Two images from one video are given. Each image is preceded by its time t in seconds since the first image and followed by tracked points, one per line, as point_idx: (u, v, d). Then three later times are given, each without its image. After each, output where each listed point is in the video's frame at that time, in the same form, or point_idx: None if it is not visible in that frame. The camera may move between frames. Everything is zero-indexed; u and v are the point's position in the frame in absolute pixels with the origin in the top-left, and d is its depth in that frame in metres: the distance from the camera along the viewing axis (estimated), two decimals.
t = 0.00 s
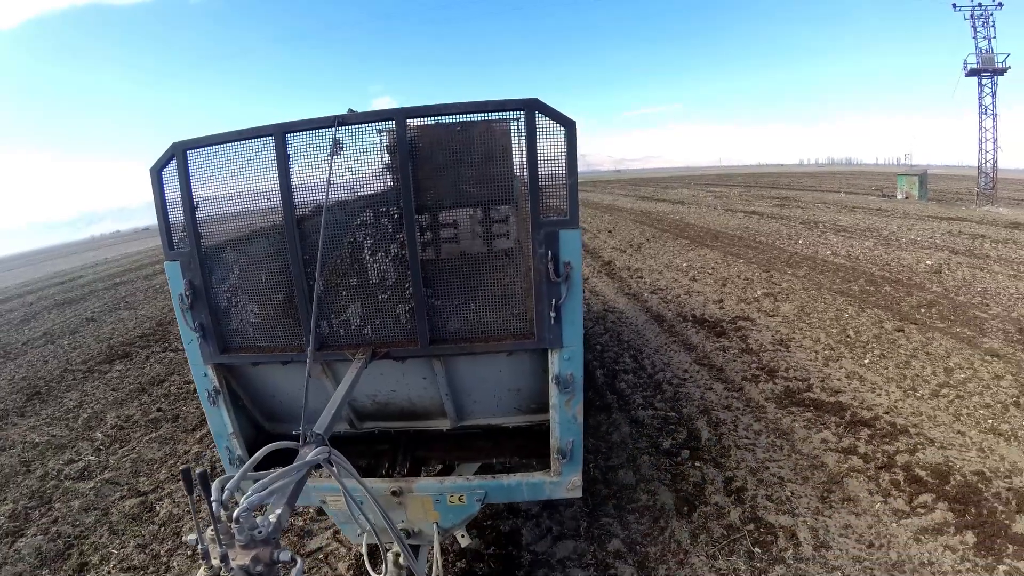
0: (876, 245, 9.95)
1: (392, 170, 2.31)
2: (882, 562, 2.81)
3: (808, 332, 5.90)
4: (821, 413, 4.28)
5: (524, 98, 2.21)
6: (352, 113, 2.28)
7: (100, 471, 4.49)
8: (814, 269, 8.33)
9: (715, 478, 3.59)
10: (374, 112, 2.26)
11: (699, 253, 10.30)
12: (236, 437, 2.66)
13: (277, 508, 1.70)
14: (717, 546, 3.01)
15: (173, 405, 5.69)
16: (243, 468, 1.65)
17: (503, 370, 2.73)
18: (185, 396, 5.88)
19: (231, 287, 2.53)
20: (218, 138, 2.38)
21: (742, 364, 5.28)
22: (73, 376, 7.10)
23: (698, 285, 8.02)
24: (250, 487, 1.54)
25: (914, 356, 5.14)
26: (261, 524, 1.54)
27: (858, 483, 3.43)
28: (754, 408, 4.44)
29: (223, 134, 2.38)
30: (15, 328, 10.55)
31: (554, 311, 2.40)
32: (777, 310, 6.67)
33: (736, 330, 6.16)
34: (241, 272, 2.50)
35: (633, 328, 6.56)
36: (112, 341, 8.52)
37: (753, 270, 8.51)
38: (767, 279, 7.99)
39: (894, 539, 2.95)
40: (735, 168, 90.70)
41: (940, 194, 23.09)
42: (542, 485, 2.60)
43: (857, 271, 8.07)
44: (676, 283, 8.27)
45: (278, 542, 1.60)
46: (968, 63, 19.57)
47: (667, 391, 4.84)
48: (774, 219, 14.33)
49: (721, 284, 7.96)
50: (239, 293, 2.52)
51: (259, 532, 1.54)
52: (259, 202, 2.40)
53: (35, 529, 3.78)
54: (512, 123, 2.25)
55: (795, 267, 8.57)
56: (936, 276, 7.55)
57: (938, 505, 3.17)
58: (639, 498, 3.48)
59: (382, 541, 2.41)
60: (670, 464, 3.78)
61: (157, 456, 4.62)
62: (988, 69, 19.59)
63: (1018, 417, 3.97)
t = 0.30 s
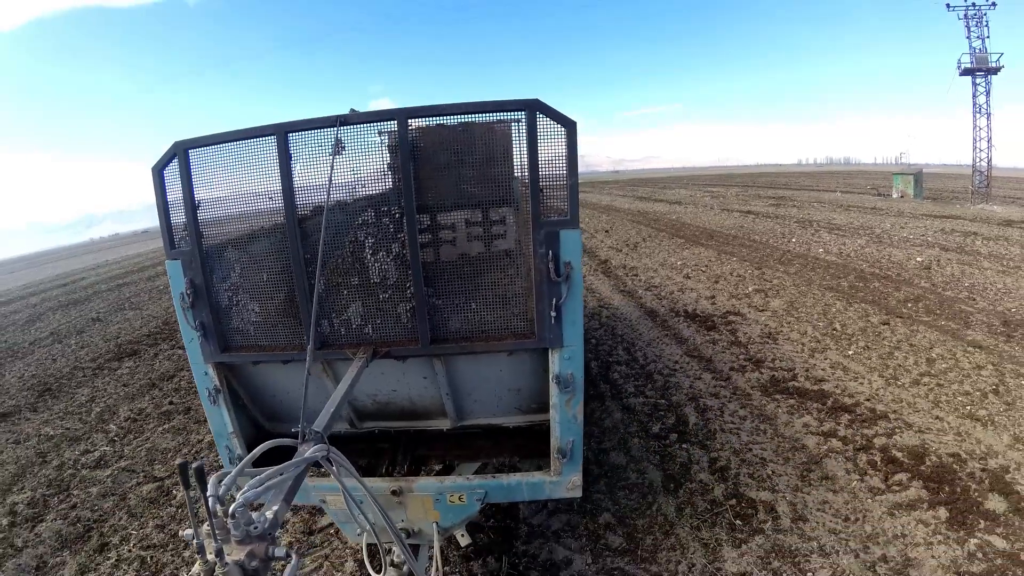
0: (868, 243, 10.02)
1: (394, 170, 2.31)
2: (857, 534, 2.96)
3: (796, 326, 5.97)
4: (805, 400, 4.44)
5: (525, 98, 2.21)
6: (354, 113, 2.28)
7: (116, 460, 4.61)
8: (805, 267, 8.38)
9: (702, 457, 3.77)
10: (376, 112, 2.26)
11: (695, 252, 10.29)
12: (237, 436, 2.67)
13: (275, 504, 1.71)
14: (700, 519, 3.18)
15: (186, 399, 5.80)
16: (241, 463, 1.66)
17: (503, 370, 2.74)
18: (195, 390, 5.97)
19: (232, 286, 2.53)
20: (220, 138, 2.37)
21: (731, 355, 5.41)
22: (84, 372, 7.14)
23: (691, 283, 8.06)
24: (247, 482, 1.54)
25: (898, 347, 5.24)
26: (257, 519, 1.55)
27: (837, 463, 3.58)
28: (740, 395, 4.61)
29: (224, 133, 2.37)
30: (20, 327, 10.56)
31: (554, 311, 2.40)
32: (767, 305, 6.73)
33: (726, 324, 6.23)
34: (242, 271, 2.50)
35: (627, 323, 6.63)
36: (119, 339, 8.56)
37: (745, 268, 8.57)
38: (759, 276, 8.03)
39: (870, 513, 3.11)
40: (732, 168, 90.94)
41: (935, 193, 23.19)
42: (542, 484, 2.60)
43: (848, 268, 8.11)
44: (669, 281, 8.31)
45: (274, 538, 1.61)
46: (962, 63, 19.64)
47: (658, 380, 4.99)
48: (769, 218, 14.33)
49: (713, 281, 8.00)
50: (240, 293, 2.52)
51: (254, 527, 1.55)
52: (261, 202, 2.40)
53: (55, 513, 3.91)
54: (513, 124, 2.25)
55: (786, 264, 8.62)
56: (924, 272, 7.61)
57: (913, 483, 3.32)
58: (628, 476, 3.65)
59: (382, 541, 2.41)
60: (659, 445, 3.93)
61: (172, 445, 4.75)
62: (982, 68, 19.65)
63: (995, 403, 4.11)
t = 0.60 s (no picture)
0: (861, 241, 10.07)
1: (390, 172, 2.33)
2: (835, 510, 3.10)
3: (785, 320, 6.02)
4: (790, 389, 4.51)
5: (519, 99, 2.23)
6: (350, 114, 2.29)
7: (132, 449, 4.74)
8: (798, 264, 8.43)
9: (689, 441, 3.91)
10: (371, 113, 2.27)
11: (690, 250, 10.35)
12: (235, 439, 2.67)
13: (279, 504, 1.71)
14: (687, 496, 3.35)
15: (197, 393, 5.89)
16: (245, 464, 1.66)
17: (501, 369, 2.75)
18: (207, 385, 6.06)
19: (230, 289, 2.54)
20: (217, 140, 2.39)
21: (721, 347, 5.47)
22: (94, 368, 7.17)
23: (685, 280, 8.10)
24: (252, 483, 1.54)
25: (882, 340, 5.28)
26: (264, 519, 1.54)
27: (818, 446, 3.71)
28: (728, 384, 4.70)
29: (221, 136, 2.39)
30: (26, 327, 10.60)
31: (551, 310, 2.42)
32: (758, 300, 6.77)
33: (717, 318, 6.29)
34: (240, 273, 2.50)
35: (622, 318, 6.68)
36: (129, 337, 8.56)
37: (738, 265, 8.62)
38: (751, 274, 8.07)
39: (847, 491, 3.23)
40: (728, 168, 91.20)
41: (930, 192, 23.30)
42: (540, 484, 2.62)
43: (839, 265, 8.14)
44: (663, 278, 8.35)
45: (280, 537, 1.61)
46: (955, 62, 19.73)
47: (650, 371, 5.10)
48: (764, 218, 14.38)
49: (707, 278, 8.04)
50: (238, 295, 2.53)
51: (261, 527, 1.55)
52: (258, 204, 2.42)
53: (74, 500, 4.03)
54: (509, 125, 2.27)
55: (779, 262, 8.67)
56: (914, 269, 7.65)
57: (889, 464, 3.44)
58: (620, 458, 3.83)
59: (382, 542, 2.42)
60: (649, 431, 4.09)
61: (185, 435, 4.89)
62: (976, 68, 19.77)
63: (975, 391, 4.17)
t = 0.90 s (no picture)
0: (855, 243, 10.13)
1: (388, 174, 2.35)
2: (815, 493, 3.17)
3: (774, 319, 6.05)
4: (778, 384, 4.54)
5: (516, 101, 2.25)
6: (349, 117, 2.31)
7: (145, 442, 4.78)
8: (791, 265, 8.49)
9: (678, 430, 3.98)
10: (370, 117, 2.29)
11: (686, 253, 10.41)
12: (235, 440, 2.68)
13: (282, 501, 1.72)
14: (675, 480, 3.44)
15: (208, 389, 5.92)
16: (248, 460, 1.67)
17: (499, 371, 2.77)
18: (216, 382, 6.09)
19: (230, 291, 2.55)
20: (217, 143, 2.41)
21: (712, 344, 5.50)
22: (103, 366, 7.19)
23: (680, 281, 8.14)
24: (257, 478, 1.55)
25: (869, 338, 5.31)
26: (268, 513, 1.55)
27: (801, 436, 3.76)
28: (718, 379, 4.73)
29: (221, 139, 2.41)
30: (31, 328, 10.60)
31: (549, 311, 2.43)
32: (750, 300, 6.81)
33: (710, 317, 6.33)
34: (240, 275, 2.52)
35: (618, 317, 6.72)
36: (136, 337, 8.59)
37: (732, 267, 8.67)
38: (745, 275, 8.11)
39: (828, 477, 3.30)
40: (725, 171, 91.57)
41: (925, 195, 23.42)
42: (539, 485, 2.63)
43: (832, 266, 8.19)
44: (658, 279, 8.40)
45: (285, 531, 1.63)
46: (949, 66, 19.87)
47: (644, 366, 5.14)
48: (761, 221, 14.46)
49: (701, 279, 8.08)
50: (238, 297, 2.55)
51: (266, 521, 1.55)
52: (258, 207, 2.43)
53: (89, 490, 4.08)
54: (506, 127, 2.29)
55: (772, 263, 8.71)
56: (905, 270, 7.70)
57: (869, 451, 3.50)
58: (613, 446, 3.91)
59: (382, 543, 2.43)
60: (641, 421, 4.15)
61: (195, 429, 4.92)
62: (971, 72, 19.93)
63: (956, 384, 4.21)
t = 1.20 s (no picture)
0: (851, 242, 10.14)
1: (390, 174, 2.34)
2: (802, 480, 3.18)
3: (768, 316, 6.06)
4: (769, 377, 4.55)
5: (517, 102, 2.25)
6: (350, 117, 2.30)
7: (155, 434, 4.77)
8: (786, 264, 8.50)
9: (671, 420, 3.99)
10: (372, 116, 2.29)
11: (683, 252, 10.42)
12: (236, 440, 2.68)
13: (282, 502, 1.71)
14: (668, 467, 3.45)
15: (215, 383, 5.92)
16: (249, 460, 1.66)
17: (500, 371, 2.76)
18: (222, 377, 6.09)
19: (231, 291, 2.55)
20: (218, 143, 2.40)
21: (706, 340, 5.51)
22: (108, 363, 7.18)
23: (676, 279, 8.15)
24: (258, 479, 1.54)
25: (861, 334, 5.32)
26: (269, 514, 1.54)
27: (791, 426, 3.76)
28: (712, 372, 4.74)
29: (223, 139, 2.40)
30: (33, 326, 10.59)
31: (550, 311, 2.43)
32: (745, 298, 6.82)
33: (705, 314, 6.33)
34: (240, 275, 2.52)
35: (615, 315, 6.72)
36: (139, 334, 8.59)
37: (729, 266, 8.68)
38: (740, 273, 8.12)
39: (816, 464, 3.31)
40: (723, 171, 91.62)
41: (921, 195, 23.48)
42: (540, 485, 2.62)
43: (826, 265, 8.20)
44: (655, 278, 8.40)
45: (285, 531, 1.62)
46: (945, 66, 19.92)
47: (640, 360, 5.15)
48: (758, 221, 14.50)
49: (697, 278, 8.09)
50: (239, 297, 2.54)
51: (265, 523, 1.54)
52: (259, 207, 2.43)
53: (99, 479, 4.08)
54: (507, 128, 2.28)
55: (768, 262, 8.72)
56: (899, 268, 7.72)
57: (857, 440, 3.50)
58: (609, 435, 3.92)
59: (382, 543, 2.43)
60: (636, 412, 4.16)
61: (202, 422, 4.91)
62: (967, 72, 19.97)
63: (944, 378, 4.23)
